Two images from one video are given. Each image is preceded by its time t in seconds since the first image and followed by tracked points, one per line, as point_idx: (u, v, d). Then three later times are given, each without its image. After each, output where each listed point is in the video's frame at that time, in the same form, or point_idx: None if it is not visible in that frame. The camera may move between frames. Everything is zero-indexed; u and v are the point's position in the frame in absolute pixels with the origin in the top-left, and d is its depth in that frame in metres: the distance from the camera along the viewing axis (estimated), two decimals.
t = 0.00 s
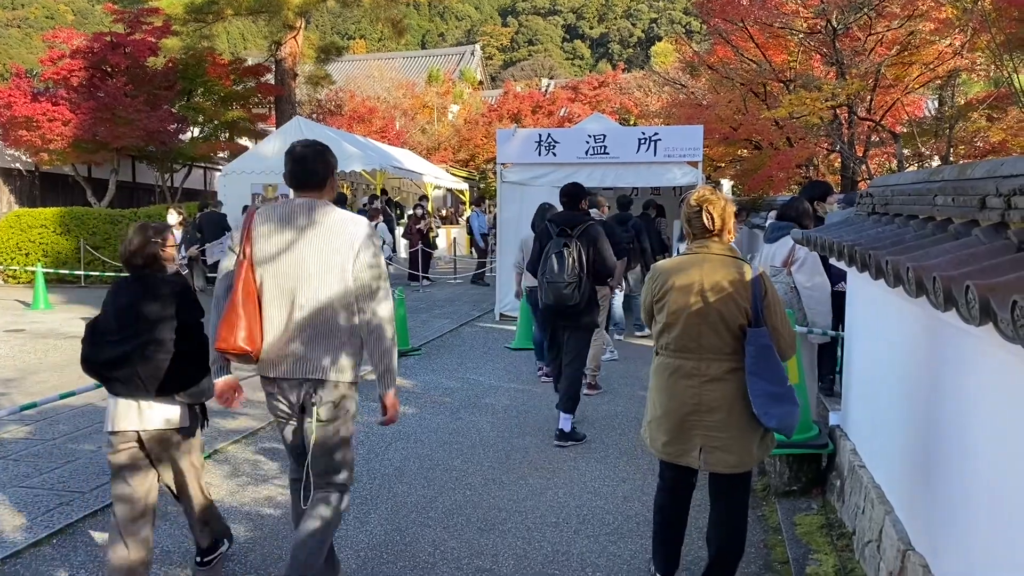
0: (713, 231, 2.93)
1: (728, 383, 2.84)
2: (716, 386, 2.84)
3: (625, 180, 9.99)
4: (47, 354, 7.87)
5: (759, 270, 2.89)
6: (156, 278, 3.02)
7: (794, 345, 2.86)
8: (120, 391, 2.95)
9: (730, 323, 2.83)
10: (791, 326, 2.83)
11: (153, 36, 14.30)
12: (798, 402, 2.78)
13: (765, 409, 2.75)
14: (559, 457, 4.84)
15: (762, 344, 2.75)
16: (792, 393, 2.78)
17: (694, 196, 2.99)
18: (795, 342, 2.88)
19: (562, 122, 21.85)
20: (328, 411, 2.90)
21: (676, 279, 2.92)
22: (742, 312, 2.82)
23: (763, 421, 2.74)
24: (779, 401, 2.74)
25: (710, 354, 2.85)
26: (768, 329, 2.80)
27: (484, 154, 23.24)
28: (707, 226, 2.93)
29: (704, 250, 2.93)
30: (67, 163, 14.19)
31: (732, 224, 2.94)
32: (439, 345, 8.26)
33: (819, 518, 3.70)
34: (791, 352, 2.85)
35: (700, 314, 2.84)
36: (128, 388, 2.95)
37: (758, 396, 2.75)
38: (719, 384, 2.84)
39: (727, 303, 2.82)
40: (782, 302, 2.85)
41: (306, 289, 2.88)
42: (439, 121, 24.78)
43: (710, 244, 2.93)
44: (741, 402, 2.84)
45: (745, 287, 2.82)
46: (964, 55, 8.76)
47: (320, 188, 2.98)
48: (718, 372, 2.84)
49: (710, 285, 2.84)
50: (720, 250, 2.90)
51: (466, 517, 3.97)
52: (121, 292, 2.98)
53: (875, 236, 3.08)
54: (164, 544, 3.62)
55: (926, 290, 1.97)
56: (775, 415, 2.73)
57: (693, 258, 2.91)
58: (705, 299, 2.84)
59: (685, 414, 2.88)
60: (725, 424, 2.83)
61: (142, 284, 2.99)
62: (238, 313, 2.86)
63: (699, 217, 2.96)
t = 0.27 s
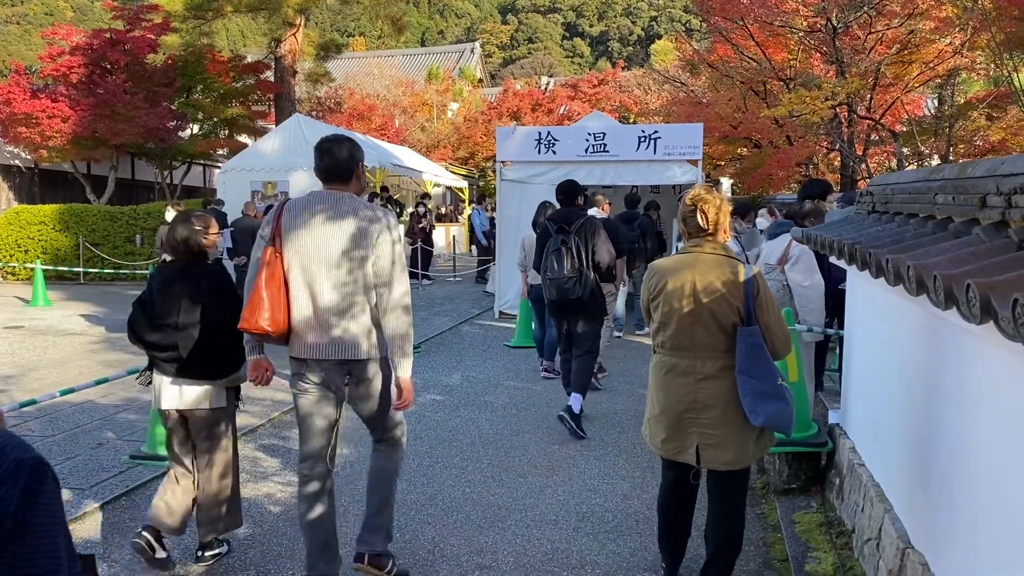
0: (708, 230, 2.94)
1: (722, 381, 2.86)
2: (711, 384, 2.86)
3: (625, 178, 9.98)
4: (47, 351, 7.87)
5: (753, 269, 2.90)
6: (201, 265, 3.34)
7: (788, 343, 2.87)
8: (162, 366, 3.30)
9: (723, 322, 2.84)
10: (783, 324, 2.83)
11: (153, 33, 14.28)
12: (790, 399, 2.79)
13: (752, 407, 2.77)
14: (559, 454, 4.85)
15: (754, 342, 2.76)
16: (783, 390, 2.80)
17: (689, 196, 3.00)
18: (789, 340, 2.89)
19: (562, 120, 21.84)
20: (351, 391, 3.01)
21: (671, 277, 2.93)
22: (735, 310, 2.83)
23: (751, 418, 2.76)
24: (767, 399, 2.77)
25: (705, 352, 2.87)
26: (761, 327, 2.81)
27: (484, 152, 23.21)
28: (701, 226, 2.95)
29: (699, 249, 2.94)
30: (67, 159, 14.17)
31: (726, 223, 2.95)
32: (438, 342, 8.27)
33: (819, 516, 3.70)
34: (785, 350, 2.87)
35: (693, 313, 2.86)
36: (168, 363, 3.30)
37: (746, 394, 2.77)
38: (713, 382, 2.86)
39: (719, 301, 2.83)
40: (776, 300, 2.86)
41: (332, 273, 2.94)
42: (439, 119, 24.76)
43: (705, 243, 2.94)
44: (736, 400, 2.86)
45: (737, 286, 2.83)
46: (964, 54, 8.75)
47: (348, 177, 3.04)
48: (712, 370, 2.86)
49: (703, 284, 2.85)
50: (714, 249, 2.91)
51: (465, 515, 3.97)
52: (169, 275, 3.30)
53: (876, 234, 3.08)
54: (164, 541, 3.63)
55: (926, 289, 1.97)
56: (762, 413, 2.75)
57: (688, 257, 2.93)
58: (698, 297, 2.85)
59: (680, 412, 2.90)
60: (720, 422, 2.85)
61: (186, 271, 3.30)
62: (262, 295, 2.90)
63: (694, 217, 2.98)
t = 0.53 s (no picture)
0: (701, 227, 3.01)
1: (723, 375, 2.89)
2: (712, 379, 2.89)
3: (625, 176, 9.97)
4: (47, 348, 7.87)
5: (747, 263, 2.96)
6: (237, 265, 3.47)
7: (785, 334, 2.93)
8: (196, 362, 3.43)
9: (723, 316, 2.88)
10: (781, 315, 2.90)
11: (154, 29, 14.26)
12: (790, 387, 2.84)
13: (757, 395, 2.81)
14: (560, 452, 4.85)
15: (754, 332, 2.81)
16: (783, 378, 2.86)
17: (680, 196, 3.07)
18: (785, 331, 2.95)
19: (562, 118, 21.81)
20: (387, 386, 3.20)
21: (668, 273, 2.97)
22: (733, 303, 2.87)
23: (755, 407, 2.80)
24: (771, 386, 2.82)
25: (705, 345, 2.90)
26: (759, 318, 2.86)
27: (484, 150, 23.17)
28: (694, 225, 3.02)
29: (694, 245, 2.99)
30: (67, 156, 14.16)
31: (719, 219, 3.01)
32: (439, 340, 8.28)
33: (818, 514, 3.70)
34: (783, 342, 2.91)
35: (692, 308, 2.89)
36: (202, 359, 3.43)
37: (751, 382, 2.82)
38: (714, 376, 2.89)
39: (717, 295, 2.87)
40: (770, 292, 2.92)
41: (372, 273, 3.14)
42: (439, 116, 24.73)
43: (698, 240, 2.99)
44: (737, 393, 2.89)
45: (735, 279, 2.88)
46: (966, 53, 8.73)
47: (388, 185, 3.26)
48: (713, 364, 2.89)
49: (700, 279, 2.90)
50: (709, 245, 2.96)
51: (466, 513, 3.97)
52: (205, 273, 3.43)
53: (877, 233, 3.08)
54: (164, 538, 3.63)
55: (928, 287, 1.98)
56: (768, 402, 2.80)
57: (683, 254, 2.98)
58: (696, 292, 2.89)
59: (683, 408, 2.92)
60: (723, 416, 2.87)
61: (224, 271, 3.43)
62: (307, 296, 3.14)
63: (686, 215, 3.04)
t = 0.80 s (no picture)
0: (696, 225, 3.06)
1: (722, 368, 2.93)
2: (711, 371, 2.93)
3: (627, 175, 9.96)
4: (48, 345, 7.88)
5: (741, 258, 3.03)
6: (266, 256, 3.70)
7: (780, 327, 3.00)
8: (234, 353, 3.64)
9: (720, 310, 2.93)
10: (776, 308, 2.97)
11: (156, 27, 14.26)
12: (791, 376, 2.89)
13: (763, 381, 2.84)
14: (561, 450, 4.85)
15: (754, 324, 2.85)
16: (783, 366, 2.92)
17: (673, 198, 3.12)
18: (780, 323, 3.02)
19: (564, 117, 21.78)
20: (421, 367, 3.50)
21: (666, 269, 3.00)
22: (730, 296, 2.93)
23: (761, 394, 2.82)
24: (776, 374, 2.86)
25: (703, 339, 2.94)
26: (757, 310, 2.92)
27: (486, 148, 23.14)
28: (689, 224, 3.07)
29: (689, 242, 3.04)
30: (69, 153, 14.17)
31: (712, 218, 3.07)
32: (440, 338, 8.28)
33: (820, 513, 3.70)
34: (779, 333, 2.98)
35: (691, 302, 2.93)
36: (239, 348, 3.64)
37: (755, 371, 2.84)
38: (714, 369, 2.93)
39: (715, 288, 2.92)
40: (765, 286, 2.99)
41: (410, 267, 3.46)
42: (441, 114, 24.70)
43: (693, 237, 3.03)
44: (736, 385, 2.93)
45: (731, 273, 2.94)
46: (968, 52, 8.71)
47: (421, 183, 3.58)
48: (712, 357, 2.93)
49: (698, 274, 2.95)
50: (705, 241, 3.01)
51: (467, 510, 3.97)
52: (239, 269, 3.66)
53: (880, 231, 3.08)
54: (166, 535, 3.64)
55: (932, 287, 1.98)
56: (773, 387, 2.83)
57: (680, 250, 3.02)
58: (695, 287, 2.94)
59: (682, 402, 2.94)
60: (723, 407, 2.91)
61: (256, 266, 3.67)
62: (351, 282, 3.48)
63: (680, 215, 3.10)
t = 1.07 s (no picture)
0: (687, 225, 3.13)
1: (711, 363, 2.99)
2: (700, 366, 2.98)
3: (629, 173, 9.96)
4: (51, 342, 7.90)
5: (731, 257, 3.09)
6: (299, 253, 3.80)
7: (769, 323, 3.06)
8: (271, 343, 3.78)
9: (710, 306, 2.99)
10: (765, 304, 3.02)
11: (158, 25, 14.27)
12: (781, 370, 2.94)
13: (752, 374, 2.87)
14: (564, 449, 4.85)
15: (744, 319, 2.91)
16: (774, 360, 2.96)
17: (664, 198, 3.19)
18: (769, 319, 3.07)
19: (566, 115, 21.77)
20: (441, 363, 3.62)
21: (658, 267, 3.07)
22: (720, 292, 2.99)
23: (751, 386, 2.84)
24: (766, 367, 2.88)
25: (693, 335, 3.00)
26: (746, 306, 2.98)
27: (488, 147, 23.13)
28: (679, 225, 3.13)
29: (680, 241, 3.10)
30: (71, 151, 14.19)
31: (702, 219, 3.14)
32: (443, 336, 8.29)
33: (823, 513, 3.69)
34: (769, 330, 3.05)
35: (682, 299, 3.00)
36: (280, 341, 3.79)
37: (744, 364, 2.88)
38: (703, 364, 2.98)
39: (705, 286, 2.99)
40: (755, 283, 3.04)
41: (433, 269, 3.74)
42: (443, 113, 24.71)
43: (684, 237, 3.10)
44: (725, 380, 2.99)
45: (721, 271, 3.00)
46: (971, 51, 8.70)
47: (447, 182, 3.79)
48: (702, 352, 2.99)
49: (689, 271, 3.00)
50: (695, 240, 3.07)
51: (469, 509, 3.97)
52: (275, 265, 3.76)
53: (884, 231, 3.07)
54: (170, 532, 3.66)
55: (936, 286, 1.97)
56: (763, 379, 2.84)
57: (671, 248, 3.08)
58: (686, 283, 3.00)
59: (671, 395, 3.00)
60: (711, 401, 2.97)
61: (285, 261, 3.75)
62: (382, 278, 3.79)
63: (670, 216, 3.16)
